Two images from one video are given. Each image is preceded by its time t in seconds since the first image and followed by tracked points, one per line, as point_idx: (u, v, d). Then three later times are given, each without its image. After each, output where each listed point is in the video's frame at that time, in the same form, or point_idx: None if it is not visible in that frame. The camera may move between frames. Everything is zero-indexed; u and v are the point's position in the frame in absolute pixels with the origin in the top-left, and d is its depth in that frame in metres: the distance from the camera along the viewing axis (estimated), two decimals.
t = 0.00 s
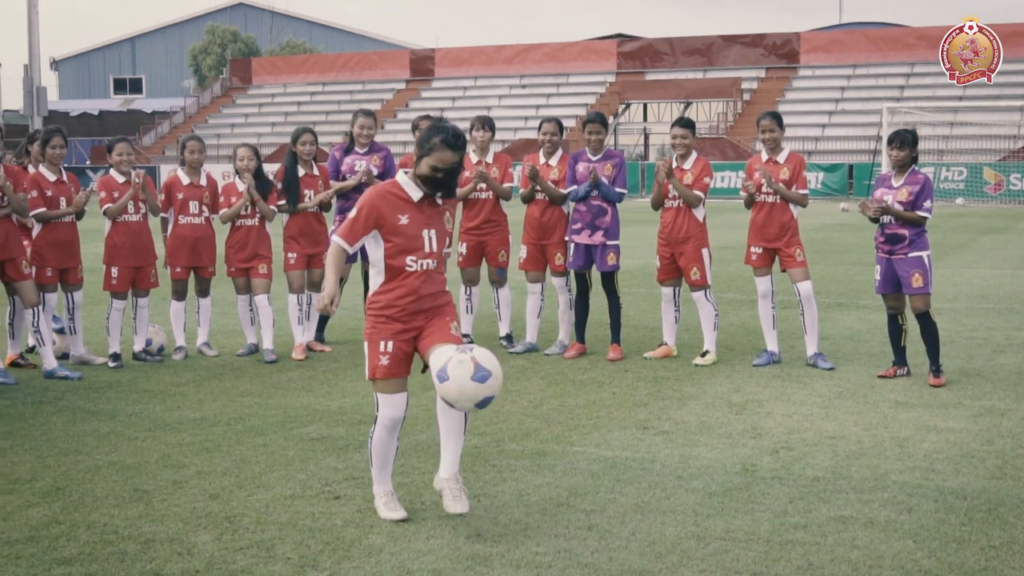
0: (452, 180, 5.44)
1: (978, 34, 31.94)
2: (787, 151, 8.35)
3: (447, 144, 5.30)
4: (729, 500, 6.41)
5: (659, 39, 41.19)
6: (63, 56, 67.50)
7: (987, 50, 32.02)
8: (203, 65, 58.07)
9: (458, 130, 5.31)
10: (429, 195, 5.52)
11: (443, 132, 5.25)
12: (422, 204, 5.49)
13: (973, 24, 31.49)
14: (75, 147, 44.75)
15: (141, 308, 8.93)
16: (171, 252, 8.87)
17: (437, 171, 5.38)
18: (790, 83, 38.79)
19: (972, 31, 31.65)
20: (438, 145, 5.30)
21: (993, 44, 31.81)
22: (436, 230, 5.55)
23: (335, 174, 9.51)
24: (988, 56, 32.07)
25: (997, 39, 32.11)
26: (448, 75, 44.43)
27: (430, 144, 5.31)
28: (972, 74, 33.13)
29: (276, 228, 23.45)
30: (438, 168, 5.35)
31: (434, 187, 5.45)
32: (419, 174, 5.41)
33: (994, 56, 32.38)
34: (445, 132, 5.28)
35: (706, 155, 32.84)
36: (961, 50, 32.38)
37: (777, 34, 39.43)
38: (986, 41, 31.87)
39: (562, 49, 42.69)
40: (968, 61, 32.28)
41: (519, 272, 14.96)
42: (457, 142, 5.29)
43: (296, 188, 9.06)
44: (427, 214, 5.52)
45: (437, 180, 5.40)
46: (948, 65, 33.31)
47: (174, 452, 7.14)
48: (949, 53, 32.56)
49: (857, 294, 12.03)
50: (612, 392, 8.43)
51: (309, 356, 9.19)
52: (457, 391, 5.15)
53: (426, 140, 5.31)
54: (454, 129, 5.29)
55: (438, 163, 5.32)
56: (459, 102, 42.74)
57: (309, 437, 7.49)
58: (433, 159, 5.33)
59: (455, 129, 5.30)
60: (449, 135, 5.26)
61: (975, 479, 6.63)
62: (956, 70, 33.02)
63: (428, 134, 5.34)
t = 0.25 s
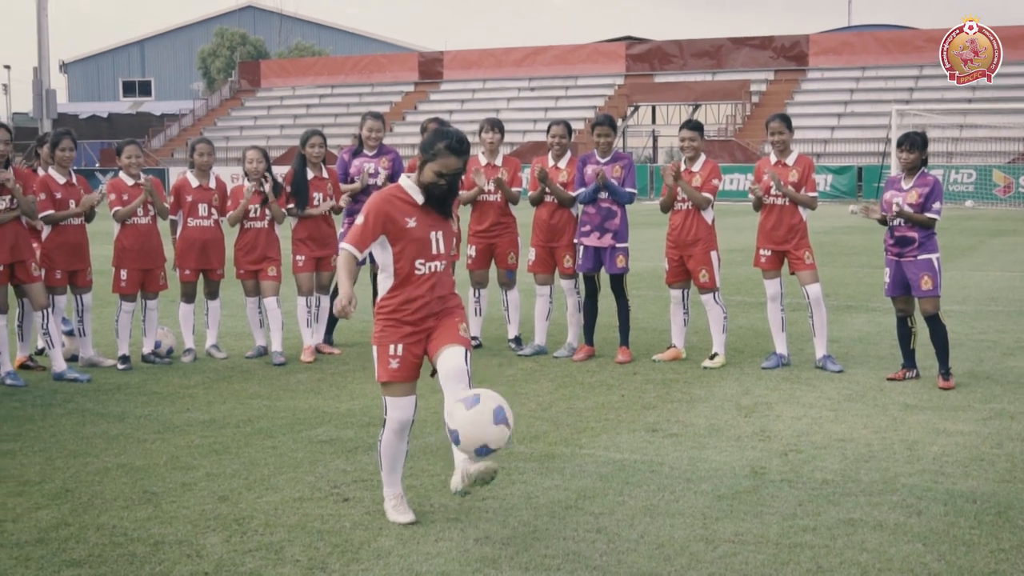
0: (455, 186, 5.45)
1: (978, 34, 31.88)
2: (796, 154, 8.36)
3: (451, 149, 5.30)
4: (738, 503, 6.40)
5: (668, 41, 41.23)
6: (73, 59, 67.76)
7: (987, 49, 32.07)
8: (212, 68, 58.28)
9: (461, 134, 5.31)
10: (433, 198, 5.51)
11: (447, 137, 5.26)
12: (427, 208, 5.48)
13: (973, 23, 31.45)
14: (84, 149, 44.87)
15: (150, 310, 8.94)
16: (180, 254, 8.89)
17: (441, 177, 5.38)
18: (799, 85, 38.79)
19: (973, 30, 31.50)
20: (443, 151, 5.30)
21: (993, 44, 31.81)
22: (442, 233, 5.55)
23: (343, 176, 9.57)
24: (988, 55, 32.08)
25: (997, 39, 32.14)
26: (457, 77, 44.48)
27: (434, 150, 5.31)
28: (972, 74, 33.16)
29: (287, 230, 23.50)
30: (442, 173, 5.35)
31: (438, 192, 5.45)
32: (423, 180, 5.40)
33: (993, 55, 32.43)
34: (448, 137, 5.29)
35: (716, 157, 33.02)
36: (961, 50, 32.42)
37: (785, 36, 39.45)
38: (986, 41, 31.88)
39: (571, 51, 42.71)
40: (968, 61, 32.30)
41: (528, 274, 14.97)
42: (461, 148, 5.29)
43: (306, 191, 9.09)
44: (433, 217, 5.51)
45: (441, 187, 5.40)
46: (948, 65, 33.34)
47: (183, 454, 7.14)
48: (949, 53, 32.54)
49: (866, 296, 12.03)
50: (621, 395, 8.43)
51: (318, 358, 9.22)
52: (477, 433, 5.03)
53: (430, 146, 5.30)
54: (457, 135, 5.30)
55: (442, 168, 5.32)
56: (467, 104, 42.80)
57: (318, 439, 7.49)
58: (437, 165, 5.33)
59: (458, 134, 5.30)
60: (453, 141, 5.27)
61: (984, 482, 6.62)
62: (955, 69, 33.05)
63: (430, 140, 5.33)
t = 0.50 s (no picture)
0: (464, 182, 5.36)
1: (978, 34, 31.65)
2: (806, 156, 8.36)
3: (459, 148, 5.19)
4: (747, 505, 6.39)
5: (677, 44, 41.23)
6: (84, 62, 68.03)
7: (987, 50, 32.03)
8: (222, 70, 58.44)
9: (469, 133, 5.18)
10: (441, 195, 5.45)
11: (454, 137, 5.13)
12: (435, 205, 5.44)
13: (974, 24, 31.15)
14: (94, 152, 45.00)
15: (159, 312, 8.97)
16: (190, 256, 8.93)
17: (450, 175, 5.30)
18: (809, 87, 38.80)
19: (973, 29, 31.18)
20: (451, 150, 5.20)
21: (993, 44, 31.74)
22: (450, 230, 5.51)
23: (353, 178, 9.61)
24: (988, 56, 32.03)
25: (996, 39, 32.08)
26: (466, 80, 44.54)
27: (442, 149, 5.20)
28: (972, 73, 33.16)
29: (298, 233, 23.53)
30: (451, 172, 5.26)
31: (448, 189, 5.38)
32: (431, 178, 5.33)
33: (993, 55, 32.41)
34: (456, 136, 5.16)
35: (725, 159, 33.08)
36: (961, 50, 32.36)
37: (795, 38, 39.42)
38: (986, 41, 31.83)
39: (580, 53, 42.70)
40: (968, 61, 32.29)
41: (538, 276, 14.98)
42: (470, 147, 5.17)
43: (315, 194, 9.09)
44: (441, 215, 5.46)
45: (449, 185, 5.33)
46: (949, 65, 33.30)
47: (193, 456, 7.14)
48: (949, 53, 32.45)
49: (877, 299, 12.03)
50: (631, 397, 8.43)
51: (327, 360, 9.24)
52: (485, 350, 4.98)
53: (438, 144, 5.20)
54: (465, 134, 5.17)
55: (451, 168, 5.24)
56: (476, 107, 42.86)
57: (327, 441, 7.49)
58: (446, 164, 5.24)
59: (466, 132, 5.18)
60: (460, 141, 5.14)
61: (995, 485, 6.60)
62: (955, 69, 33.02)
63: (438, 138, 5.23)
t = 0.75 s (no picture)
0: (474, 176, 5.36)
1: (979, 34, 31.43)
2: (815, 158, 8.38)
3: (469, 142, 5.19)
4: (756, 507, 6.38)
5: (686, 45, 41.18)
6: (94, 64, 68.34)
7: (987, 50, 32.00)
8: (231, 72, 58.60)
9: (478, 126, 5.18)
10: (452, 189, 5.43)
11: (463, 131, 5.13)
12: (446, 199, 5.43)
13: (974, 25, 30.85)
14: (103, 153, 45.13)
15: (169, 314, 9.00)
16: (199, 258, 8.95)
17: (460, 169, 5.30)
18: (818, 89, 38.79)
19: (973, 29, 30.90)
20: (461, 143, 5.19)
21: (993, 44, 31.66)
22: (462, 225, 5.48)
23: (362, 180, 9.71)
24: (988, 55, 31.94)
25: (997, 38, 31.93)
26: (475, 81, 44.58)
27: (452, 143, 5.21)
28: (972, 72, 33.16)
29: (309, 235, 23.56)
30: (461, 166, 5.26)
31: (458, 183, 5.37)
32: (441, 172, 5.33)
33: (993, 55, 32.43)
34: (465, 130, 5.16)
35: (735, 161, 33.05)
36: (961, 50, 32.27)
37: (804, 40, 39.42)
38: (986, 41, 31.76)
39: (590, 55, 42.77)
40: (967, 61, 32.23)
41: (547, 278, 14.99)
42: (479, 141, 5.17)
43: (324, 196, 9.10)
44: (452, 210, 5.44)
45: (460, 178, 5.32)
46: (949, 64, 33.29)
47: (202, 457, 7.14)
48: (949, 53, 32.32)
49: (886, 301, 12.01)
50: (640, 399, 8.43)
51: (336, 362, 9.24)
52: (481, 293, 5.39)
53: (447, 138, 5.20)
54: (474, 127, 5.17)
55: (461, 162, 5.23)
56: (485, 108, 42.90)
57: (336, 443, 7.49)
58: (456, 158, 5.24)
59: (475, 126, 5.17)
60: (469, 134, 5.14)
61: (1004, 487, 6.58)
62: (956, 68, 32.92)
63: (447, 132, 5.23)
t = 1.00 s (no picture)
0: (485, 170, 5.34)
1: (978, 34, 31.44)
2: (824, 160, 8.46)
3: (479, 135, 5.18)
4: (765, 509, 6.37)
5: (694, 46, 41.15)
6: (103, 66, 68.50)
7: (987, 49, 32.08)
8: (240, 74, 58.69)
9: (487, 119, 5.18)
10: (463, 183, 5.42)
11: (472, 124, 5.13)
12: (457, 194, 5.42)
13: (974, 24, 30.88)
14: (112, 155, 45.23)
15: (177, 315, 9.01)
16: (208, 259, 8.96)
17: (470, 163, 5.29)
18: (827, 90, 38.79)
19: (974, 29, 30.86)
20: (470, 137, 5.19)
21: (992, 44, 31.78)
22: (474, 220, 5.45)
23: (370, 181, 9.79)
24: (988, 55, 32.17)
25: (998, 39, 31.95)
26: (484, 83, 44.62)
27: (461, 137, 5.21)
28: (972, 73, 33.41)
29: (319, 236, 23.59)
30: (471, 160, 5.25)
31: (468, 177, 5.36)
32: (452, 167, 5.32)
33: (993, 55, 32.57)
34: (474, 123, 5.16)
35: (743, 162, 33.02)
36: (962, 49, 32.14)
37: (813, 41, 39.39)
38: (986, 41, 31.83)
39: (598, 56, 42.80)
40: (967, 61, 32.38)
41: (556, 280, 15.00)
42: (488, 133, 5.18)
43: (335, 198, 9.20)
44: (464, 204, 5.42)
45: (470, 173, 5.31)
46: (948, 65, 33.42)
47: (211, 458, 7.15)
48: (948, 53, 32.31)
49: (895, 302, 12.01)
50: (648, 400, 8.42)
51: (344, 363, 9.27)
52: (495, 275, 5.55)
53: (456, 132, 5.20)
54: (483, 120, 5.17)
55: (470, 155, 5.23)
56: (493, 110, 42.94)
57: (345, 444, 7.49)
58: (466, 151, 5.23)
59: (484, 119, 5.17)
60: (479, 127, 5.15)
61: (1014, 489, 6.57)
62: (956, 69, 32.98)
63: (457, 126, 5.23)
